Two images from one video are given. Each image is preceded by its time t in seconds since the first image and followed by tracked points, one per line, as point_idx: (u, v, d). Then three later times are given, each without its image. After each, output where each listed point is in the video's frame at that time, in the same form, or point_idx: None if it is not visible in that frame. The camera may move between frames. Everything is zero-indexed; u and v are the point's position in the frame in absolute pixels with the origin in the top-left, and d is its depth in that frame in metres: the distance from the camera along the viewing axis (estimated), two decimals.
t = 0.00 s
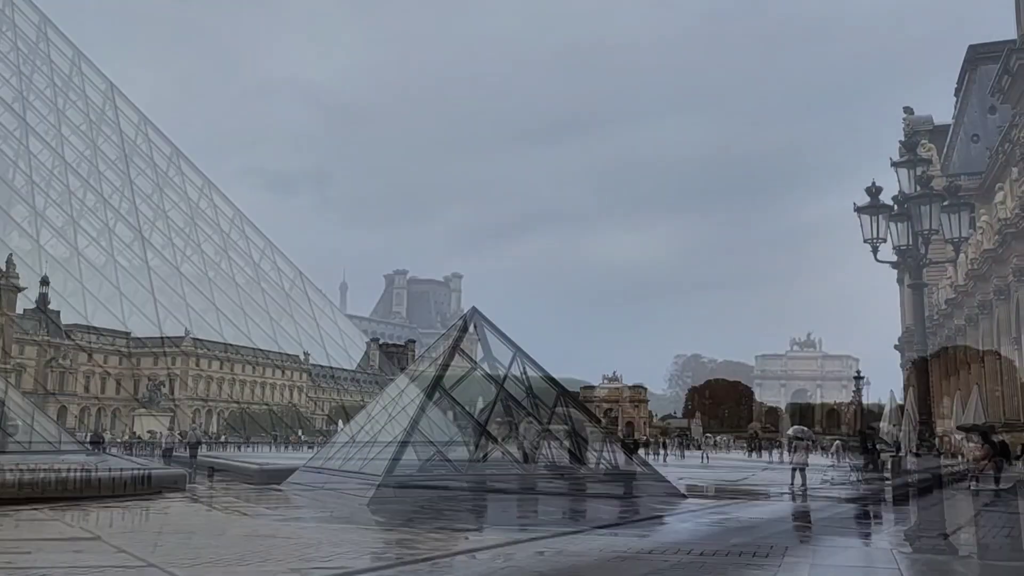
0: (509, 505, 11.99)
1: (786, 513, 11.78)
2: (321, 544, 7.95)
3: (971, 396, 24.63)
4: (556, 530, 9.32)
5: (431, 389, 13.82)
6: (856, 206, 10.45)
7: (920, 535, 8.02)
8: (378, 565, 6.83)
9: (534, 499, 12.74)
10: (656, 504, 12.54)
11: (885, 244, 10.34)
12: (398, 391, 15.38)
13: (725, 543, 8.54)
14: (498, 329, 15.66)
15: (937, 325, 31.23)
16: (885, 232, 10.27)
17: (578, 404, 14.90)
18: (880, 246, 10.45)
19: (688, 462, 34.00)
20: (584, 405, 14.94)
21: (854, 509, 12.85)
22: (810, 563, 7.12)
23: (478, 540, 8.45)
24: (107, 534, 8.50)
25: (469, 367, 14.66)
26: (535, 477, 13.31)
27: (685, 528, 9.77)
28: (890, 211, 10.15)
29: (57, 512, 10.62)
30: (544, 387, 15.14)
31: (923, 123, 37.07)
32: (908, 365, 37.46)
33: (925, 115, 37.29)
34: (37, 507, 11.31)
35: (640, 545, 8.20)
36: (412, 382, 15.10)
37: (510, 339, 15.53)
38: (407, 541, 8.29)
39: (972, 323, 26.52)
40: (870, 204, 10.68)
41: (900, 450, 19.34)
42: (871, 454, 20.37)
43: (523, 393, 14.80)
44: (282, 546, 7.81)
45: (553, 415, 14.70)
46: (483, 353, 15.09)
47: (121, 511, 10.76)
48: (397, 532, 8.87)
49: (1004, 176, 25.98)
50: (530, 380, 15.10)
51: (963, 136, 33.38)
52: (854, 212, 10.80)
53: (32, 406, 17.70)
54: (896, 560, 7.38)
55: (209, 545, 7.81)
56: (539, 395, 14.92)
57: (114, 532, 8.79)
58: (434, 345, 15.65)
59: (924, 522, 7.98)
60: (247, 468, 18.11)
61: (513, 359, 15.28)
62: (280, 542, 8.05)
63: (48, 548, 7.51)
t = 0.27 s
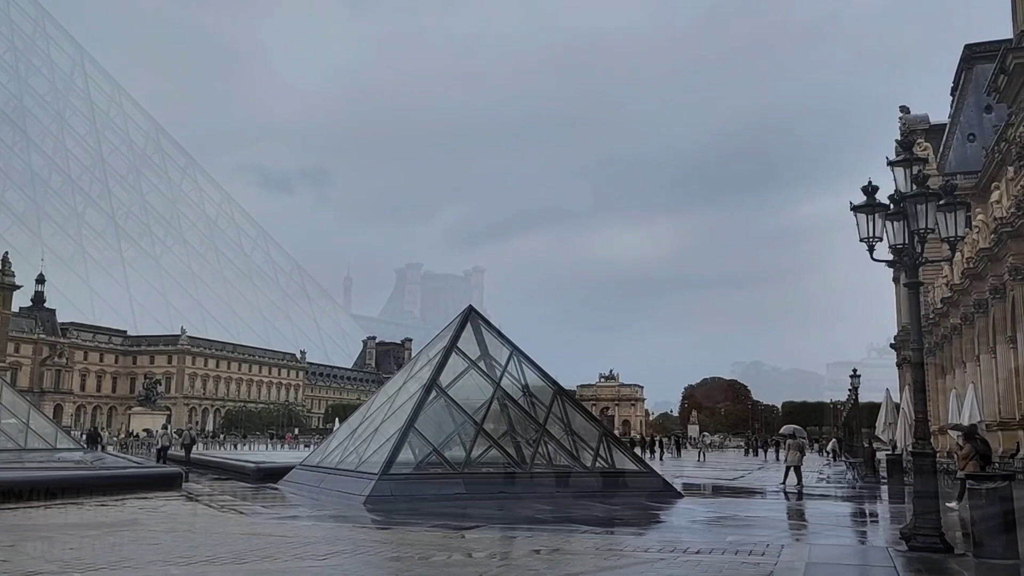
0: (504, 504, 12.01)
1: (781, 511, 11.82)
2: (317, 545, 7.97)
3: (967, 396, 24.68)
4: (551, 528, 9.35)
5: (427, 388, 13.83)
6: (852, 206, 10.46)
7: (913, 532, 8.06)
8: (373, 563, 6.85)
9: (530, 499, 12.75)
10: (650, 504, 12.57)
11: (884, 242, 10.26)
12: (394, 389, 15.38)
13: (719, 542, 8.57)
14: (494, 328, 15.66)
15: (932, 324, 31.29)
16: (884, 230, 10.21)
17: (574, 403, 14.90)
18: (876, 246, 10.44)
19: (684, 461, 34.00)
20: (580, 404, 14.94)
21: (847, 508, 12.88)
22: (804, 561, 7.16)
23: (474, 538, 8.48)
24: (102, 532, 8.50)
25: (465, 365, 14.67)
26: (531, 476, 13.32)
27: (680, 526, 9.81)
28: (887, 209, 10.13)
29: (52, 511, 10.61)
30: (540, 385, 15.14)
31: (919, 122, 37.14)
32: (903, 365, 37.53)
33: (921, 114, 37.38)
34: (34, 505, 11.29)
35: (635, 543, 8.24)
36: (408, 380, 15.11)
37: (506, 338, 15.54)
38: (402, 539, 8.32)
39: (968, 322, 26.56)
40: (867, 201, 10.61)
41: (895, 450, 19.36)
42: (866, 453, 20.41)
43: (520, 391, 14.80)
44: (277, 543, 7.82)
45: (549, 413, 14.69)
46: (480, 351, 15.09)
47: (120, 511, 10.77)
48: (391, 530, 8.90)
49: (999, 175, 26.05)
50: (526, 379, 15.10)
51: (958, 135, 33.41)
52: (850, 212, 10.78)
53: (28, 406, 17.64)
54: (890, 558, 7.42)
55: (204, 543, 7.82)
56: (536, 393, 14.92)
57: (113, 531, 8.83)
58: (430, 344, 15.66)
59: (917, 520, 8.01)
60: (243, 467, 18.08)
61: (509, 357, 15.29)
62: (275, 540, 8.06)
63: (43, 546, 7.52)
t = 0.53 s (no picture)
0: (502, 502, 12.02)
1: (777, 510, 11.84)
2: (314, 543, 7.98)
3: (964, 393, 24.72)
4: (548, 526, 9.35)
5: (424, 385, 13.83)
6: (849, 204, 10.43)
7: (910, 530, 8.06)
8: (370, 560, 6.85)
9: (527, 497, 12.76)
10: (647, 502, 12.58)
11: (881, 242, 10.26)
12: (391, 387, 15.37)
13: (715, 541, 8.59)
14: (491, 326, 15.67)
15: (929, 323, 31.33)
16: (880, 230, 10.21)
17: (572, 401, 14.90)
18: (873, 244, 10.42)
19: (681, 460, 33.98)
20: (577, 402, 14.94)
21: (843, 506, 12.90)
22: (800, 559, 7.17)
23: (471, 535, 8.48)
24: (97, 530, 8.49)
25: (462, 363, 14.68)
26: (528, 473, 13.32)
27: (677, 524, 9.82)
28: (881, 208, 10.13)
29: (47, 508, 10.58)
30: (537, 383, 15.14)
31: (916, 121, 37.17)
32: (900, 363, 37.59)
33: (918, 113, 37.41)
34: (32, 502, 11.29)
35: (632, 540, 8.26)
36: (405, 378, 15.11)
37: (504, 336, 15.54)
38: (399, 536, 8.32)
39: (964, 320, 26.58)
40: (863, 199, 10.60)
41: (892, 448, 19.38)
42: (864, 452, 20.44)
43: (517, 389, 14.80)
44: (273, 541, 7.81)
45: (546, 411, 14.69)
46: (477, 349, 15.09)
47: (116, 507, 10.79)
48: (388, 528, 8.90)
49: (996, 174, 26.08)
50: (524, 377, 15.10)
51: (955, 134, 33.43)
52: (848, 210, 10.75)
53: (24, 403, 17.58)
54: (886, 556, 7.43)
55: (200, 541, 7.81)
56: (533, 391, 14.92)
57: (109, 530, 8.80)
58: (428, 342, 15.65)
59: (914, 517, 8.02)
60: (239, 464, 18.05)
61: (507, 355, 15.29)
62: (271, 538, 8.05)
63: (39, 544, 7.50)
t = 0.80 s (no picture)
0: (501, 500, 12.03)
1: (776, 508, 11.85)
2: (313, 538, 8.00)
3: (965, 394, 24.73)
4: (547, 524, 9.36)
5: (423, 383, 13.84)
6: (849, 202, 10.44)
7: (908, 528, 8.08)
8: (370, 558, 6.85)
9: (526, 494, 12.77)
10: (645, 500, 12.59)
11: (881, 240, 10.25)
12: (390, 384, 15.38)
13: (713, 537, 8.62)
14: (491, 323, 15.67)
15: (929, 322, 31.37)
16: (881, 229, 10.21)
17: (571, 399, 14.90)
18: (873, 243, 10.42)
19: (681, 458, 34.03)
20: (576, 400, 14.94)
21: (841, 503, 12.94)
22: (799, 557, 7.18)
23: (470, 533, 8.49)
24: (96, 527, 8.49)
25: (461, 361, 14.68)
26: (527, 471, 13.33)
27: (676, 522, 9.83)
28: (882, 206, 10.13)
29: (46, 505, 10.59)
30: (536, 381, 15.14)
31: (916, 120, 37.16)
32: (899, 361, 37.61)
33: (918, 111, 37.40)
34: (30, 498, 11.30)
35: (631, 538, 8.29)
36: (405, 375, 15.11)
37: (503, 334, 15.55)
38: (398, 534, 8.33)
39: (964, 319, 26.59)
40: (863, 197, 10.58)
41: (890, 447, 19.40)
42: (861, 449, 20.48)
43: (517, 387, 14.80)
44: (272, 538, 7.81)
45: (545, 409, 14.69)
46: (476, 347, 15.10)
47: (114, 505, 10.81)
48: (388, 525, 8.90)
49: (996, 172, 26.08)
50: (523, 374, 15.10)
51: (955, 133, 33.44)
52: (847, 209, 10.76)
53: (23, 400, 17.57)
54: (885, 554, 7.44)
55: (199, 538, 7.82)
56: (532, 389, 14.92)
57: (108, 525, 8.83)
58: (427, 339, 15.66)
59: (912, 515, 8.04)
60: (239, 461, 18.06)
61: (506, 353, 15.29)
62: (270, 535, 8.06)
63: (38, 541, 7.51)
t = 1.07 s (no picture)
0: (502, 498, 12.02)
1: (777, 506, 11.85)
2: (314, 535, 8.01)
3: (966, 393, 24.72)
4: (548, 521, 9.36)
5: (424, 380, 13.84)
6: (851, 200, 10.43)
7: (909, 526, 8.08)
8: (370, 555, 6.85)
9: (527, 492, 12.77)
10: (646, 497, 12.60)
11: (882, 239, 10.24)
12: (392, 382, 15.38)
13: (714, 534, 8.63)
14: (492, 321, 15.67)
15: (930, 319, 31.37)
16: (882, 227, 10.20)
17: (572, 396, 14.89)
18: (874, 241, 10.41)
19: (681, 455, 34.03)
20: (577, 398, 14.94)
21: (842, 501, 12.95)
22: (800, 555, 7.17)
23: (471, 530, 8.48)
24: (97, 524, 8.50)
25: (462, 358, 14.68)
26: (528, 469, 13.33)
27: (676, 520, 9.83)
28: (884, 204, 10.12)
29: (48, 502, 10.61)
30: (537, 379, 15.14)
31: (917, 118, 37.14)
32: (900, 360, 37.61)
33: (920, 110, 37.38)
34: (31, 495, 11.31)
35: (632, 536, 8.29)
36: (406, 373, 15.11)
37: (504, 332, 15.55)
38: (398, 531, 8.33)
39: (965, 317, 26.58)
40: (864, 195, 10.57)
41: (891, 445, 19.40)
42: (862, 448, 20.47)
43: (518, 385, 14.80)
44: (273, 536, 7.81)
45: (546, 407, 14.69)
46: (477, 345, 15.10)
47: (116, 502, 10.82)
48: (389, 523, 8.91)
49: (998, 170, 26.05)
50: (524, 372, 15.10)
51: (957, 132, 33.43)
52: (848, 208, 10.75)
53: (24, 397, 17.58)
54: (886, 552, 7.43)
55: (200, 535, 7.82)
56: (533, 387, 14.92)
57: (109, 522, 8.84)
58: (428, 337, 15.66)
59: (914, 513, 8.04)
60: (239, 458, 18.06)
61: (507, 351, 15.29)
62: (271, 532, 8.06)
63: (39, 538, 7.51)
